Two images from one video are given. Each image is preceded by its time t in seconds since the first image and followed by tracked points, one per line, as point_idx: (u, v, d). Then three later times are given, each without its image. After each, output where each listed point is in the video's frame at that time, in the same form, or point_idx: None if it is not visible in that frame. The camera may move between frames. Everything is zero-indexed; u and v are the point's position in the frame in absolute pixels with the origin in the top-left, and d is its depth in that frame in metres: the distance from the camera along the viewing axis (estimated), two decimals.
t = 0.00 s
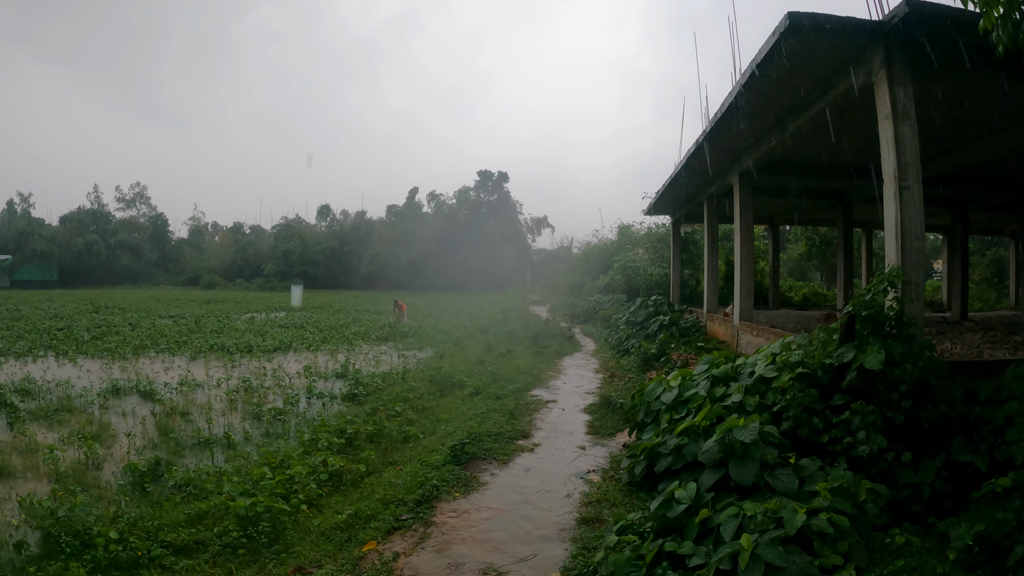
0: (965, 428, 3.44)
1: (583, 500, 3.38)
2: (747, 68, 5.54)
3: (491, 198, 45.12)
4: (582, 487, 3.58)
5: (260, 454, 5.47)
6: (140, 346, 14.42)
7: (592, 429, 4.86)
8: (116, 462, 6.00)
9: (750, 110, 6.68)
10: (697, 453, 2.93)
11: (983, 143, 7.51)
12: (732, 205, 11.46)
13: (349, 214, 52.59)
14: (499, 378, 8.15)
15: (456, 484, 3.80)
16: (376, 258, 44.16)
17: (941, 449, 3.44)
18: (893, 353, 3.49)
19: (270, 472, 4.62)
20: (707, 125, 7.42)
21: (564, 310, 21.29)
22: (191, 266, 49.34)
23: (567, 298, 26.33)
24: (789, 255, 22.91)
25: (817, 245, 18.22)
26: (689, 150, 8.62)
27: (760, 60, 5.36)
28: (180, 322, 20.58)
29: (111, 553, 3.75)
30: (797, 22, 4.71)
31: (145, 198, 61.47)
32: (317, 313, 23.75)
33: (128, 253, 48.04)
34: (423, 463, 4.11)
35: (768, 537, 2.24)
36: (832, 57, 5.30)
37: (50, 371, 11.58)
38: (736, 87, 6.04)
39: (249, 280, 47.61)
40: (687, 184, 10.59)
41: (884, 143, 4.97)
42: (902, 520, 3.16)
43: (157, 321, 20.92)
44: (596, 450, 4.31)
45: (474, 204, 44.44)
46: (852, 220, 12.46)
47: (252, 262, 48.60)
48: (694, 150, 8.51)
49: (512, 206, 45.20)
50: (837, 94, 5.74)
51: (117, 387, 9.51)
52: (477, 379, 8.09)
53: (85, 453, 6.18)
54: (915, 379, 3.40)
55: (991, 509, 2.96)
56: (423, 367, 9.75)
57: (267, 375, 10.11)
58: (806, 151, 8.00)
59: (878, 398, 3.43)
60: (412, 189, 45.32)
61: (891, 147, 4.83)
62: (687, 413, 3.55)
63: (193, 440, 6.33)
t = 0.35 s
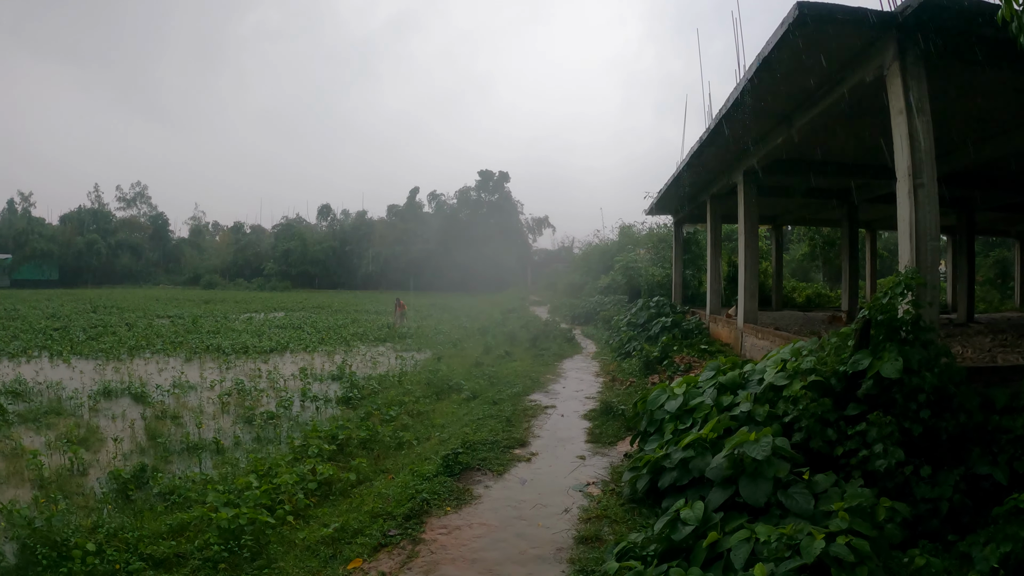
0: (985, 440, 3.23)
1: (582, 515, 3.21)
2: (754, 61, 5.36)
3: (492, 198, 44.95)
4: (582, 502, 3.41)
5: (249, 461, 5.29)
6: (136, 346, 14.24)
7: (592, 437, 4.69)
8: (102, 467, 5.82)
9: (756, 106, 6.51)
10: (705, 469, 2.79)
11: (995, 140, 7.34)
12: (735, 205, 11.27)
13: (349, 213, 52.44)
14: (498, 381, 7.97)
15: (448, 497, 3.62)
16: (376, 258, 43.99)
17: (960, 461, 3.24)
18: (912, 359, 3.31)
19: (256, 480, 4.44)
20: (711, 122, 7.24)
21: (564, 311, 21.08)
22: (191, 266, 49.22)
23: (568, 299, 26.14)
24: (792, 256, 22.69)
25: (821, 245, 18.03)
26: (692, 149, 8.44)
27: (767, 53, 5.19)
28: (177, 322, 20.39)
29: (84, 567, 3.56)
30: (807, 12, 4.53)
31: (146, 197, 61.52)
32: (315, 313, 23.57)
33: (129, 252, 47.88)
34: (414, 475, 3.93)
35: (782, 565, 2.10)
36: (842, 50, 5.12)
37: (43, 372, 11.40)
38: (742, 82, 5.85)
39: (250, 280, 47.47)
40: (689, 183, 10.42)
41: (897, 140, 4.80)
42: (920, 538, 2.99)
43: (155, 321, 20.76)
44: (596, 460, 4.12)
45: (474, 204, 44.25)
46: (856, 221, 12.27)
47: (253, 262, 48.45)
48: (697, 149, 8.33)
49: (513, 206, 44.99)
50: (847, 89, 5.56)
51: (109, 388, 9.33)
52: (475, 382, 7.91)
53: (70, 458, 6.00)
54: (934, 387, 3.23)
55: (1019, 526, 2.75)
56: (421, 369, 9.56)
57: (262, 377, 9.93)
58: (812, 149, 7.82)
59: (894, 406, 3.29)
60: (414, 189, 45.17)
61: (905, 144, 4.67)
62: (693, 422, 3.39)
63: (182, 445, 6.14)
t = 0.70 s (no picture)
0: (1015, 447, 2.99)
1: (590, 530, 3.03)
2: (765, 51, 5.14)
3: (494, 197, 44.78)
4: (590, 516, 3.21)
5: (239, 466, 5.08)
6: (133, 346, 14.04)
7: (599, 443, 4.48)
8: (88, 473, 5.61)
9: (766, 99, 6.29)
10: (724, 484, 2.67)
11: (1011, 134, 7.13)
12: (741, 202, 11.04)
13: (350, 213, 52.25)
14: (499, 383, 7.77)
15: (446, 509, 3.42)
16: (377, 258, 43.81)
17: (988, 469, 2.99)
18: (940, 361, 3.09)
19: (244, 488, 4.22)
20: (719, 117, 7.02)
21: (567, 310, 20.87)
22: (192, 265, 49.09)
23: (570, 298, 25.95)
24: (796, 255, 22.47)
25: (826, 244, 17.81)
26: (698, 145, 8.22)
27: (780, 42, 4.96)
28: (176, 322, 20.19)
29: None
30: None
31: (147, 196, 61.44)
32: (315, 313, 23.39)
33: (130, 251, 47.71)
34: (410, 484, 3.72)
35: None
36: (858, 38, 4.90)
37: (36, 372, 11.20)
38: (753, 74, 5.63)
39: (251, 280, 47.32)
40: (695, 180, 10.19)
41: (916, 131, 4.59)
42: (948, 552, 2.73)
43: (154, 320, 20.58)
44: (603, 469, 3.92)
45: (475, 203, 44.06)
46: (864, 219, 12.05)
47: (254, 262, 48.31)
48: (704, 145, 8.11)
49: (514, 205, 44.80)
50: (862, 79, 5.34)
51: (102, 389, 9.13)
52: (476, 384, 7.71)
53: (57, 463, 5.79)
54: (964, 392, 3.01)
55: None
56: (420, 369, 9.36)
57: (259, 377, 9.74)
58: (821, 144, 7.60)
59: (920, 411, 3.07)
60: (415, 188, 44.99)
61: (925, 136, 4.46)
62: (708, 430, 3.18)
63: (172, 449, 5.94)
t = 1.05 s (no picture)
0: None
1: (598, 555, 2.90)
2: (780, 44, 4.94)
3: (497, 198, 44.63)
4: (599, 541, 3.04)
5: (230, 476, 4.88)
6: (131, 347, 13.86)
7: (606, 455, 4.29)
8: (75, 481, 5.41)
9: (778, 96, 6.09)
10: (746, 509, 2.62)
11: None
12: (748, 203, 10.83)
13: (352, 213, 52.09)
14: (501, 388, 7.57)
15: (445, 530, 3.23)
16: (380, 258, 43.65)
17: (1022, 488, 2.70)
18: (975, 373, 2.86)
19: (234, 501, 4.02)
20: (730, 115, 6.83)
21: (570, 312, 20.68)
22: (195, 265, 48.98)
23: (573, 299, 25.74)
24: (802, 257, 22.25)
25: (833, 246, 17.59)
26: (707, 145, 8.03)
27: (795, 35, 4.77)
28: (174, 322, 19.98)
29: None
30: None
31: (149, 196, 61.44)
32: (316, 313, 23.22)
33: (132, 251, 47.60)
34: (405, 500, 3.53)
35: None
36: (878, 31, 4.69)
37: (31, 374, 11.02)
38: (766, 68, 5.43)
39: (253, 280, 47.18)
40: (702, 180, 9.99)
41: (940, 129, 4.38)
42: None
43: (154, 320, 20.43)
44: (612, 484, 3.75)
45: (477, 203, 43.92)
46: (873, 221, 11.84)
47: (256, 262, 48.20)
48: (712, 144, 7.92)
49: (517, 205, 44.64)
50: (879, 74, 5.13)
51: (96, 392, 8.94)
52: (478, 389, 7.51)
53: (44, 470, 5.59)
54: (1001, 406, 2.77)
55: None
56: (421, 373, 9.16)
57: (256, 380, 9.55)
58: (834, 143, 7.38)
59: (954, 427, 2.84)
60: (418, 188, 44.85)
61: (949, 133, 4.24)
62: (725, 446, 3.02)
63: (164, 456, 5.75)
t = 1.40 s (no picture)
0: None
1: (603, 573, 2.73)
2: (792, 33, 4.73)
3: (500, 197, 44.48)
4: (603, 557, 2.85)
5: (219, 481, 4.69)
6: (129, 347, 13.69)
7: (611, 461, 4.09)
8: (60, 485, 5.22)
9: (788, 89, 5.89)
10: (767, 527, 2.43)
11: None
12: (755, 200, 10.61)
13: (354, 212, 51.95)
14: (502, 389, 7.38)
15: (437, 544, 3.04)
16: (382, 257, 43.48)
17: None
18: (1006, 377, 2.65)
19: (218, 509, 3.83)
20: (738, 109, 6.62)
21: (573, 312, 20.46)
22: (197, 264, 48.86)
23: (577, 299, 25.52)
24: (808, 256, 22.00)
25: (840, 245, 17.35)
26: (713, 140, 7.82)
27: (807, 23, 4.56)
28: (175, 321, 19.81)
29: None
30: None
31: (152, 195, 61.38)
32: (317, 313, 23.04)
33: (135, 250, 47.48)
34: (396, 511, 3.34)
35: None
36: (895, 18, 4.48)
37: (27, 374, 10.85)
38: (776, 59, 5.22)
39: (255, 279, 47.05)
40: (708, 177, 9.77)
41: (960, 119, 4.16)
42: None
43: (154, 320, 20.25)
44: (618, 493, 3.56)
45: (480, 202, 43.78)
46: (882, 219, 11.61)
47: (259, 261, 48.08)
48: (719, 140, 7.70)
49: (520, 204, 44.47)
50: (894, 64, 4.91)
51: (90, 393, 8.77)
52: (478, 390, 7.32)
53: (29, 473, 5.41)
54: None
55: None
56: (421, 373, 8.98)
57: (253, 380, 9.36)
58: (844, 137, 7.17)
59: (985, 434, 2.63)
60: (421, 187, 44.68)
61: (970, 122, 4.02)
62: (740, 456, 2.84)
63: (153, 459, 5.56)
